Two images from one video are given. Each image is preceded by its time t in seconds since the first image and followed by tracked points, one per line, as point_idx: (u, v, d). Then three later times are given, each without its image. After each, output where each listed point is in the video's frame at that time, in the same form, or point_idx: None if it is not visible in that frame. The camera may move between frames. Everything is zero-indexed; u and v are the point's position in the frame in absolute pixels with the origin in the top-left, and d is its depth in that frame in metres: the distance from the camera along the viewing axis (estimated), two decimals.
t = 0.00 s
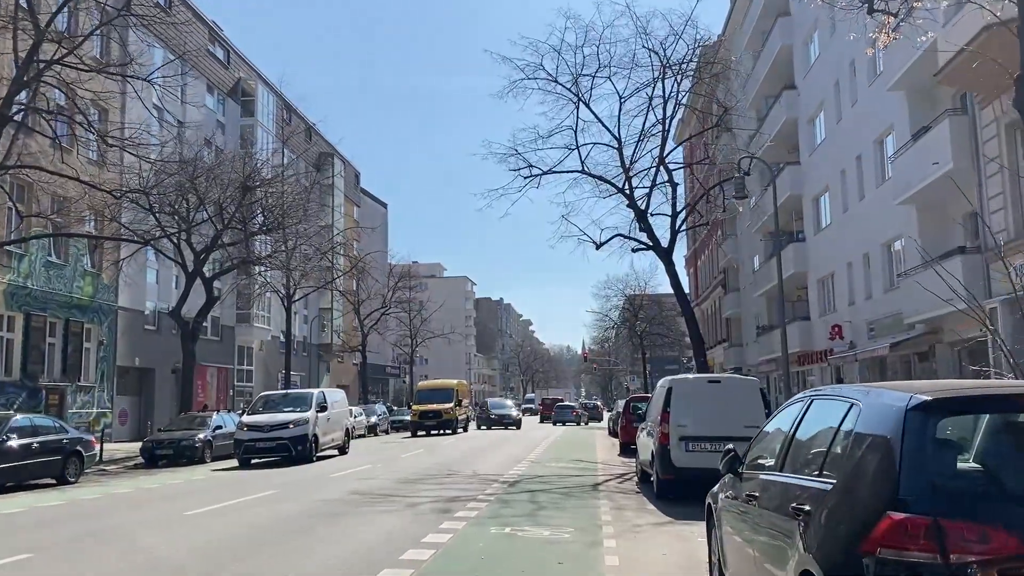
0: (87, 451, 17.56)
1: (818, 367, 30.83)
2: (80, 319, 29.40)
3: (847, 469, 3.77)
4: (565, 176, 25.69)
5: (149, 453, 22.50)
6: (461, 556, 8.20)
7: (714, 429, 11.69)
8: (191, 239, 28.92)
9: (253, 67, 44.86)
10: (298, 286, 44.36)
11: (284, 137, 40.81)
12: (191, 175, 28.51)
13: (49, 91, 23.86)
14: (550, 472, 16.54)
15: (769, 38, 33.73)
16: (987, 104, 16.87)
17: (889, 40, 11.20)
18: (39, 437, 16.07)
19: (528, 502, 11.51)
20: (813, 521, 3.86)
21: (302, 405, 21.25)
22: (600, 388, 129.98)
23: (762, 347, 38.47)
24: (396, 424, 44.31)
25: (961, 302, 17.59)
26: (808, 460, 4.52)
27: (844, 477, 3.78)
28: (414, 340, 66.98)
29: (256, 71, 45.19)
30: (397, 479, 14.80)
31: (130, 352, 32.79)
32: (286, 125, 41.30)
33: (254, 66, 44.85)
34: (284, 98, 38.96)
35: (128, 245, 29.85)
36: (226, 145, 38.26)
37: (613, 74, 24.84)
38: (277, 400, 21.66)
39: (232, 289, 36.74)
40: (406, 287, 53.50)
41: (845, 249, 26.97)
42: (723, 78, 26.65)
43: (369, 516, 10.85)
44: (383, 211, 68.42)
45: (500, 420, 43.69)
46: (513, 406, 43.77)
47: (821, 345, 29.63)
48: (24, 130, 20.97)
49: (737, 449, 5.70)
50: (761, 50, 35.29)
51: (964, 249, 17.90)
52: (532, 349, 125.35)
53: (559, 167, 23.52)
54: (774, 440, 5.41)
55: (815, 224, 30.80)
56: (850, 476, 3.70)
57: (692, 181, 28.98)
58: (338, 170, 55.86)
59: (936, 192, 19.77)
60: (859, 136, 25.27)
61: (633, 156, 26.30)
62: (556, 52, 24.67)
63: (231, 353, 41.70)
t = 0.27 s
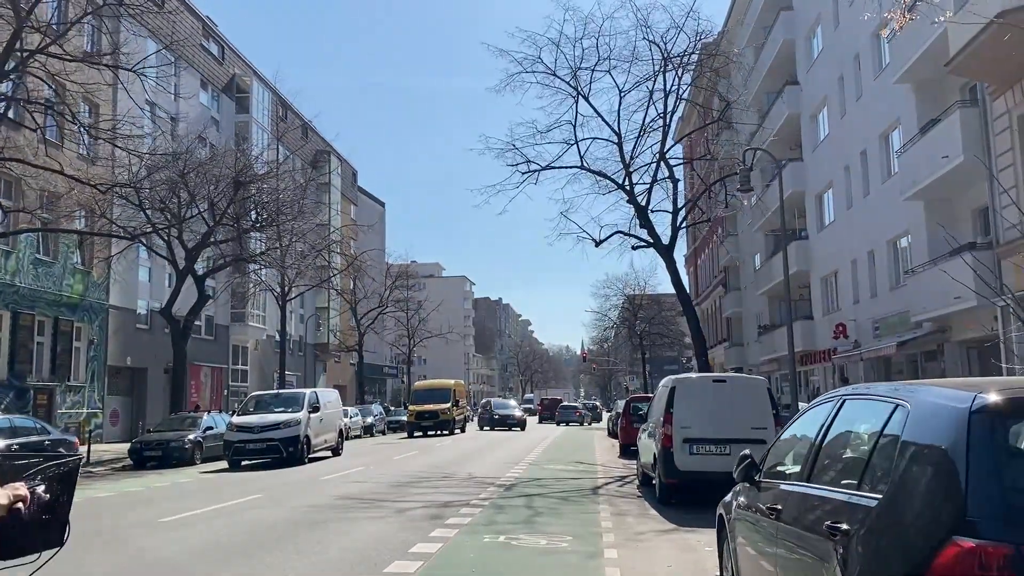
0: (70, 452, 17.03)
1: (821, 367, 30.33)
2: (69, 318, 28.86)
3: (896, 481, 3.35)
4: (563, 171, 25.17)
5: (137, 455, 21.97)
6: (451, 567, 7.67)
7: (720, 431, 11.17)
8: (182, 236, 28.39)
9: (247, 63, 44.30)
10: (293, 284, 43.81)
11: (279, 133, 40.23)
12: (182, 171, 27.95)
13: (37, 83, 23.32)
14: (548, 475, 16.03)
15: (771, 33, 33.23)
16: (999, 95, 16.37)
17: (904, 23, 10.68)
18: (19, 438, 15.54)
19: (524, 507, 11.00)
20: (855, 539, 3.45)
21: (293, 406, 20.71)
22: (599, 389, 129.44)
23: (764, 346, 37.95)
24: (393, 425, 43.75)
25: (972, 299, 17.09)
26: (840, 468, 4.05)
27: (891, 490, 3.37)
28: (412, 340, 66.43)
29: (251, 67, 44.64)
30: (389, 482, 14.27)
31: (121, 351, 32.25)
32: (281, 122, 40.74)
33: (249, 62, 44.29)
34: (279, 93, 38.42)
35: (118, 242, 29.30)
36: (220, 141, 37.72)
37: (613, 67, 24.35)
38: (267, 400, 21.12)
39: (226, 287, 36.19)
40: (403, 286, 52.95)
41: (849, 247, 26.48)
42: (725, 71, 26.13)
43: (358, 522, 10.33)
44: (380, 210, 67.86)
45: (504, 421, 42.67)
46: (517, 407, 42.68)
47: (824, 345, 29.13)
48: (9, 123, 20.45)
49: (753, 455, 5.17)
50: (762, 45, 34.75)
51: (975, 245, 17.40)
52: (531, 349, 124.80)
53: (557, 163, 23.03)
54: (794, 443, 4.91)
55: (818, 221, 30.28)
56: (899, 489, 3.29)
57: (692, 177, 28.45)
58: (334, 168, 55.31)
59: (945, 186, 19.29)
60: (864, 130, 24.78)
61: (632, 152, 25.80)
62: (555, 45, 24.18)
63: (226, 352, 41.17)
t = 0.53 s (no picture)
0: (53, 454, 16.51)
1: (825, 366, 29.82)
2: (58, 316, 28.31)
3: (969, 502, 2.86)
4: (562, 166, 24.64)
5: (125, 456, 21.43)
6: None
7: (726, 433, 10.63)
8: (173, 232, 27.83)
9: (243, 59, 43.77)
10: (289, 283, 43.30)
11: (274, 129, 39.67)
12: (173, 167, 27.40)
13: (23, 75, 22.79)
14: (546, 478, 15.49)
15: (773, 27, 32.71)
16: (1012, 85, 15.84)
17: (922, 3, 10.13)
18: None
19: (520, 513, 10.45)
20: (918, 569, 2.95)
21: (284, 406, 20.12)
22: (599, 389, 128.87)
23: (765, 346, 37.40)
24: (390, 425, 43.17)
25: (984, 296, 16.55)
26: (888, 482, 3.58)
27: (964, 513, 2.87)
28: (410, 339, 65.88)
29: (246, 63, 44.11)
30: (381, 485, 13.73)
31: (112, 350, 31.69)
32: (276, 118, 40.20)
33: (244, 58, 43.76)
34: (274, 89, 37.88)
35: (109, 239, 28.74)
36: (213, 137, 37.17)
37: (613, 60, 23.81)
38: (256, 401, 20.52)
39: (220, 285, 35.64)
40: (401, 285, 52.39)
41: (853, 244, 25.95)
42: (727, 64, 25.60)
43: (344, 528, 9.78)
44: (378, 208, 67.32)
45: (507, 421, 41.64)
46: (520, 407, 41.60)
47: (828, 344, 28.58)
48: None
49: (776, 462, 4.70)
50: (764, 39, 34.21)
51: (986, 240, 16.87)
52: (530, 349, 124.23)
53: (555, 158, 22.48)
54: (826, 451, 4.42)
55: (821, 219, 29.76)
56: (975, 512, 2.80)
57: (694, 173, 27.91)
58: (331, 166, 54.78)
59: (955, 180, 18.75)
60: (869, 125, 24.27)
61: (633, 147, 25.25)
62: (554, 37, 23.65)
63: (220, 352, 40.63)
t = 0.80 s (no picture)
0: (34, 456, 16.01)
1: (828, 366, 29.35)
2: (47, 315, 27.80)
3: None
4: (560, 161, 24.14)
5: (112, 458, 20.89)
6: None
7: (731, 432, 10.12)
8: (166, 229, 27.32)
9: (238, 55, 43.25)
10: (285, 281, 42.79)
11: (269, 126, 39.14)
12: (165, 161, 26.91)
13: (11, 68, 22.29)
14: (543, 480, 14.99)
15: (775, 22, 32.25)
16: None
17: None
18: None
19: (515, 518, 9.93)
20: None
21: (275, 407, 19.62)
22: (598, 389, 128.36)
23: (766, 345, 36.94)
24: (386, 426, 42.64)
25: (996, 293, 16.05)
26: (938, 496, 3.11)
27: None
28: (407, 339, 65.41)
29: (242, 59, 43.61)
30: (371, 489, 13.22)
31: (103, 350, 31.18)
32: (272, 115, 39.71)
33: (239, 55, 43.24)
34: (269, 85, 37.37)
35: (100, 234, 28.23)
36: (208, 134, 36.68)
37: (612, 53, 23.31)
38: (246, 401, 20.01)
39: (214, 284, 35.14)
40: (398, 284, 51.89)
41: (857, 241, 25.47)
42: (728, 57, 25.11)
43: (329, 534, 9.27)
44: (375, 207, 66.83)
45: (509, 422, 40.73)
46: (522, 408, 40.72)
47: (831, 343, 28.09)
48: None
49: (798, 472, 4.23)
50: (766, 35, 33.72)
51: (998, 235, 16.36)
52: (529, 349, 123.73)
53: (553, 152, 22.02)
54: (856, 455, 3.94)
55: (824, 216, 29.28)
56: None
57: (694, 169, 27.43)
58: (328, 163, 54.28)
59: (964, 175, 18.27)
60: (873, 119, 23.80)
61: (633, 142, 24.77)
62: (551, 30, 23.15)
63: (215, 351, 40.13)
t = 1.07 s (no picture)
0: (14, 458, 15.51)
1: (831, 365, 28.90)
2: (37, 313, 27.32)
3: None
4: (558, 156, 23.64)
5: (99, 459, 20.38)
6: None
7: (735, 433, 9.63)
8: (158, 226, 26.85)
9: (233, 51, 42.77)
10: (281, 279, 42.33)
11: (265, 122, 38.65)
12: (157, 156, 26.41)
13: None
14: (540, 483, 14.49)
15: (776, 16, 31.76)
16: None
17: None
18: None
19: (508, 525, 9.42)
20: None
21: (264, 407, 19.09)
22: (597, 390, 127.91)
23: (767, 345, 36.46)
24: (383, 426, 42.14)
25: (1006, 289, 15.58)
26: (1000, 513, 2.62)
27: None
28: (405, 339, 64.91)
29: (237, 56, 43.13)
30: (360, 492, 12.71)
31: (95, 349, 30.68)
32: (267, 111, 39.23)
33: (234, 51, 42.76)
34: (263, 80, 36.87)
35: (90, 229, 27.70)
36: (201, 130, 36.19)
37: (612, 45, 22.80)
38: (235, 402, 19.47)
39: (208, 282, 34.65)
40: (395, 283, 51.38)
41: (861, 238, 25.01)
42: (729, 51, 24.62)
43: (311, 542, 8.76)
44: (373, 206, 66.33)
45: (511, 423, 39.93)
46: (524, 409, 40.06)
47: (834, 342, 27.61)
48: None
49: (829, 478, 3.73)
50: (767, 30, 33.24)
51: (1008, 230, 15.88)
52: (528, 349, 123.25)
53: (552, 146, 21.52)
54: (902, 458, 3.43)
55: (827, 213, 28.82)
56: None
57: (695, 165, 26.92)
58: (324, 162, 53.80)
59: (972, 168, 17.81)
60: (878, 113, 23.33)
61: (633, 136, 24.26)
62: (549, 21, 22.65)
63: (209, 350, 39.65)
